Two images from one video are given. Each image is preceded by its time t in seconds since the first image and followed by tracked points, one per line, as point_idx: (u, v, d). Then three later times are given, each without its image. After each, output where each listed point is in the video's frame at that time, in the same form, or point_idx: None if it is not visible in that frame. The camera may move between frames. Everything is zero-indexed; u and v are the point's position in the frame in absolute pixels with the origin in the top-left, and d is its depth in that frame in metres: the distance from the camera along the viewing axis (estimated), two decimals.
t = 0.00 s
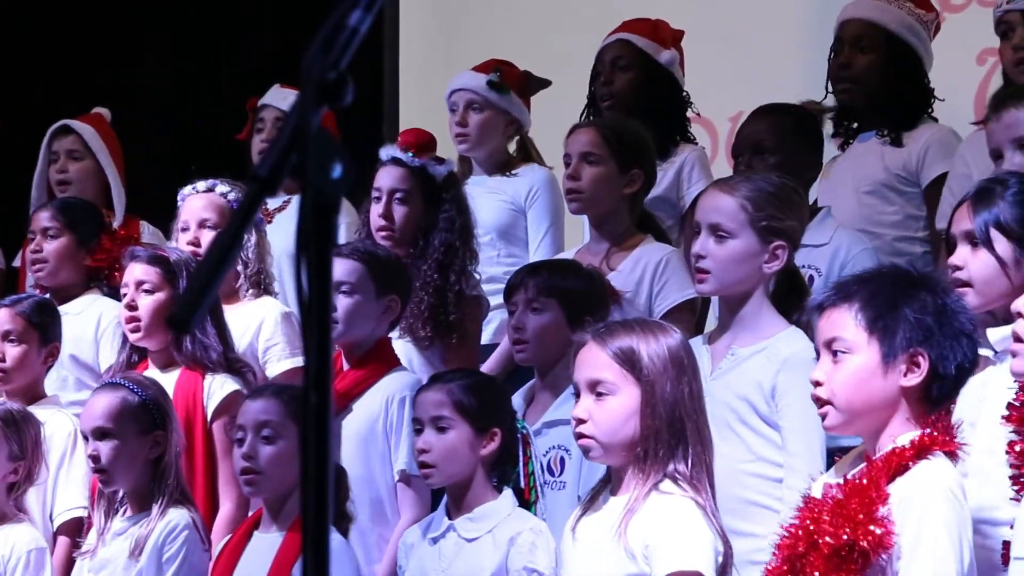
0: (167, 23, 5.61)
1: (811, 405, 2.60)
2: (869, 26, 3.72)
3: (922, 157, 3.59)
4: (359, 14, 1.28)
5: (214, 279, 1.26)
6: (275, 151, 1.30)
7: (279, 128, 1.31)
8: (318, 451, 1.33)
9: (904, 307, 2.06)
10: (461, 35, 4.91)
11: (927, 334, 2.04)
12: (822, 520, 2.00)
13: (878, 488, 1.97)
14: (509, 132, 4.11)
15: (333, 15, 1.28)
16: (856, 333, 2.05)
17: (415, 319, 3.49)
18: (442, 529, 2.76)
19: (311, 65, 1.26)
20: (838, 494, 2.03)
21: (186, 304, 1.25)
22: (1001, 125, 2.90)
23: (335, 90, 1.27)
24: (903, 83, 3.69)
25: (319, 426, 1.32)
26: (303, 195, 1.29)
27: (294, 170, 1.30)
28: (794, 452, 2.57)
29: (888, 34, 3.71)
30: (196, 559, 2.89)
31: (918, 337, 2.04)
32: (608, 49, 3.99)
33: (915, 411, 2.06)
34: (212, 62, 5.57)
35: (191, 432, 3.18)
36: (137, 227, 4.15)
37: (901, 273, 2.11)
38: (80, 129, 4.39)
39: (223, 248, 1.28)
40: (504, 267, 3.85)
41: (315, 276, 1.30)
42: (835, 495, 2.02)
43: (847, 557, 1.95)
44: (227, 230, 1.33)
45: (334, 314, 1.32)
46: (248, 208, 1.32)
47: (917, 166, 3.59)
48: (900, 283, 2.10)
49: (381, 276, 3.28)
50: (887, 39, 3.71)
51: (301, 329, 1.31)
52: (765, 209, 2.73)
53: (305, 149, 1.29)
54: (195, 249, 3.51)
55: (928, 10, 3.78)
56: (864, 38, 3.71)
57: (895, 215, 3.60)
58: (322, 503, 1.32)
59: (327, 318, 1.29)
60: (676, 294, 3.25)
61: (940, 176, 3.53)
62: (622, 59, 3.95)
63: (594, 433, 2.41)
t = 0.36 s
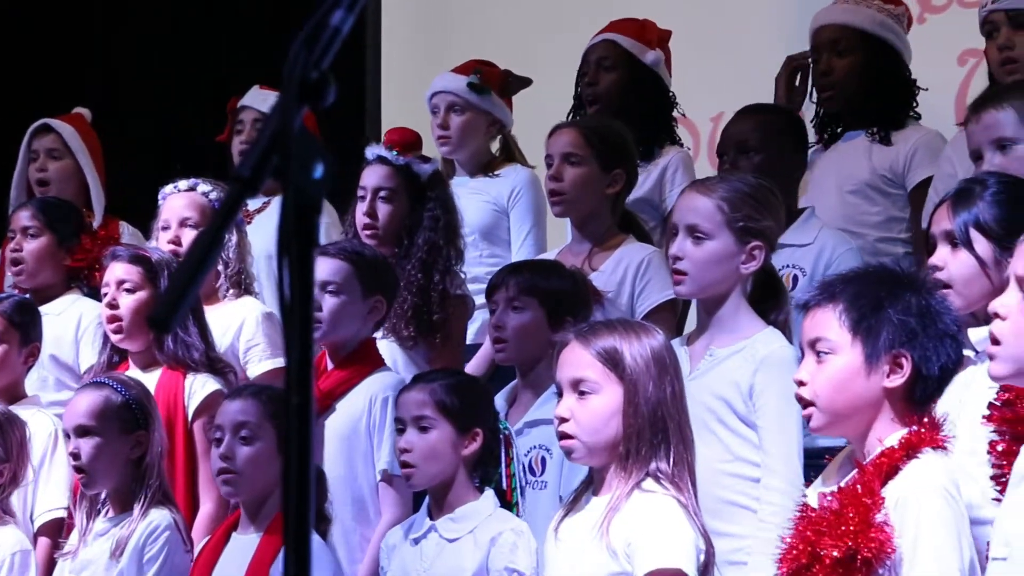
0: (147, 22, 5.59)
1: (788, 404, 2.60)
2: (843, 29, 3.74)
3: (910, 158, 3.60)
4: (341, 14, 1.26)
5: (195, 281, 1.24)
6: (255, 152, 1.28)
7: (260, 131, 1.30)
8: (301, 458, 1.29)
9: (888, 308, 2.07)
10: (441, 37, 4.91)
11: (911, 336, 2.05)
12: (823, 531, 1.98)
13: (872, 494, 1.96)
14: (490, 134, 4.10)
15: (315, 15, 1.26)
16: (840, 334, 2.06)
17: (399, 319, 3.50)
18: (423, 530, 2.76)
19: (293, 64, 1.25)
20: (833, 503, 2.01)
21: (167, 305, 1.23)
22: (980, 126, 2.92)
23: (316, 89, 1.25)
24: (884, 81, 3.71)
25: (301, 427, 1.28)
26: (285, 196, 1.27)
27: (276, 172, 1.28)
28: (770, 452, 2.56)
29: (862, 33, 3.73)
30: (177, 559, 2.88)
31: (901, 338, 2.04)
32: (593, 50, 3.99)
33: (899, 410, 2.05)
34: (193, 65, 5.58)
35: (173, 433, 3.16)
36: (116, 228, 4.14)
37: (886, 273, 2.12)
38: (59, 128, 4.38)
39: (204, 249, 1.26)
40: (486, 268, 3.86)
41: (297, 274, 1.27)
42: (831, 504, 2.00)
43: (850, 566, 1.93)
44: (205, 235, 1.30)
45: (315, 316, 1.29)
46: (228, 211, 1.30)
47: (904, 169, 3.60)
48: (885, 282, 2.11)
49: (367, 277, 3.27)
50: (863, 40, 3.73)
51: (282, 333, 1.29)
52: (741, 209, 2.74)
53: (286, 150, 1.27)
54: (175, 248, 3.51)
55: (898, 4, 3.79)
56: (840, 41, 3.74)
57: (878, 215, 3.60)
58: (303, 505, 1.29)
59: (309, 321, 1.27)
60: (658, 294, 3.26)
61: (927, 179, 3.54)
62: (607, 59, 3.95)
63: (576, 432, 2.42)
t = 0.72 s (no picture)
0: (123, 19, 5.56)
1: (766, 405, 2.61)
2: (820, 34, 3.72)
3: (889, 159, 3.61)
4: (322, 14, 1.24)
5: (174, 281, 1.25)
6: (237, 152, 1.28)
7: (244, 129, 1.29)
8: (281, 466, 1.27)
9: (877, 309, 2.06)
10: (422, 36, 4.92)
11: (899, 336, 2.03)
12: (803, 524, 1.98)
13: (856, 490, 1.96)
14: (472, 134, 4.10)
15: (297, 15, 1.24)
16: (829, 334, 2.06)
17: (389, 319, 3.48)
18: (406, 530, 2.75)
19: (274, 64, 1.23)
20: (816, 497, 2.01)
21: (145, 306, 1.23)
22: (961, 127, 2.92)
23: (297, 90, 1.24)
24: (863, 84, 3.71)
25: (281, 432, 1.27)
26: (265, 196, 1.25)
27: (258, 171, 1.27)
28: (749, 452, 2.57)
29: (839, 37, 3.72)
30: (157, 560, 2.88)
31: (889, 339, 2.03)
32: (576, 49, 3.99)
33: (888, 411, 2.05)
34: (168, 58, 5.54)
35: (156, 433, 3.16)
36: (95, 227, 4.13)
37: (876, 274, 2.10)
38: (36, 127, 4.37)
39: (184, 248, 1.26)
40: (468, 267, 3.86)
41: (277, 277, 1.25)
42: (814, 498, 2.00)
43: (829, 559, 1.94)
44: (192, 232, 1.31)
45: (297, 320, 1.27)
46: (212, 211, 1.30)
47: (883, 168, 3.61)
48: (868, 283, 2.10)
49: (348, 275, 3.27)
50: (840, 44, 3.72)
51: (265, 335, 1.27)
52: (719, 211, 2.77)
53: (268, 151, 1.26)
54: (155, 248, 3.51)
55: (876, 5, 3.80)
56: (818, 47, 3.72)
57: (857, 215, 3.62)
58: (283, 504, 1.27)
59: (289, 323, 1.24)
60: (638, 295, 3.27)
61: (907, 179, 3.56)
62: (589, 59, 3.94)
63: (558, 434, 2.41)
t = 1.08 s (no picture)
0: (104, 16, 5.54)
1: (746, 406, 2.61)
2: (805, 33, 3.74)
3: (870, 157, 3.61)
4: (306, 14, 1.26)
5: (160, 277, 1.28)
6: (221, 151, 1.31)
7: (227, 129, 1.32)
8: (264, 465, 1.31)
9: (854, 310, 2.06)
10: (406, 35, 4.92)
11: (875, 338, 2.04)
12: (772, 520, 1.98)
13: (827, 488, 1.96)
14: (455, 134, 4.10)
15: (280, 14, 1.26)
16: (806, 334, 2.05)
17: (387, 318, 3.46)
18: (389, 530, 2.75)
19: (257, 65, 1.26)
20: (788, 494, 2.02)
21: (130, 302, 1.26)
22: (945, 128, 2.92)
23: (280, 91, 1.27)
24: (848, 87, 3.71)
25: (266, 427, 1.31)
26: (249, 196, 1.28)
27: (240, 171, 1.31)
28: (730, 453, 2.57)
29: (824, 36, 3.72)
30: (140, 561, 2.87)
31: (866, 340, 2.03)
32: (554, 52, 4.00)
33: (863, 412, 2.05)
34: (152, 58, 5.54)
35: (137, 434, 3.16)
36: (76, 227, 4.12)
37: (852, 276, 2.11)
38: (17, 127, 4.35)
39: (170, 246, 1.30)
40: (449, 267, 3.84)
41: (260, 277, 1.29)
42: (785, 495, 2.01)
43: (795, 556, 1.93)
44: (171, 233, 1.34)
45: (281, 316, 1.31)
46: (192, 210, 1.33)
47: (865, 166, 3.61)
48: (845, 285, 2.10)
49: (332, 275, 3.27)
50: (825, 42, 3.72)
51: (247, 330, 1.30)
52: (703, 213, 2.77)
53: (251, 150, 1.29)
54: (138, 248, 3.50)
55: (860, 6, 3.80)
56: (805, 46, 3.73)
57: (840, 215, 3.62)
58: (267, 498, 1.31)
59: (273, 321, 1.29)
60: (621, 296, 3.26)
61: (889, 177, 3.55)
62: (567, 62, 3.95)
63: (544, 434, 2.38)
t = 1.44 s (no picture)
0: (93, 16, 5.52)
1: (726, 407, 2.61)
2: (797, 32, 3.72)
3: (855, 160, 3.61)
4: (290, 14, 1.24)
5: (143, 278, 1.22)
6: (203, 151, 1.27)
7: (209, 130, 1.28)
8: (248, 464, 1.29)
9: (831, 314, 2.05)
10: (394, 35, 4.92)
11: (852, 340, 2.04)
12: (749, 519, 1.98)
13: (806, 489, 1.95)
14: (438, 134, 4.12)
15: (263, 14, 1.24)
16: (783, 339, 2.05)
17: (381, 320, 3.45)
18: (371, 531, 2.75)
19: (240, 64, 1.23)
20: (766, 494, 2.02)
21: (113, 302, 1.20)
22: (930, 129, 2.91)
23: (265, 90, 1.23)
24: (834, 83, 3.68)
25: (248, 428, 1.28)
26: (231, 196, 1.25)
27: (223, 171, 1.27)
28: (710, 455, 2.57)
29: (817, 36, 3.71)
30: (124, 561, 2.86)
31: (843, 344, 2.03)
32: (534, 51, 3.99)
33: (842, 414, 2.04)
34: (141, 59, 5.55)
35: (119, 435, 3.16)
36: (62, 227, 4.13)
37: (825, 277, 2.11)
38: (3, 127, 4.35)
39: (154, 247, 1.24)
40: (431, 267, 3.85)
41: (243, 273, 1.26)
42: (763, 495, 2.01)
43: (773, 555, 1.93)
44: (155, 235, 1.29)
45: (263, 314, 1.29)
46: (176, 212, 1.28)
47: (850, 169, 3.62)
48: (824, 288, 2.10)
49: (317, 276, 3.27)
50: (817, 43, 3.71)
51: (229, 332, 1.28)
52: (686, 216, 2.77)
53: (234, 150, 1.27)
54: (122, 249, 3.51)
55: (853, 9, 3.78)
56: (795, 44, 3.71)
57: (823, 216, 3.64)
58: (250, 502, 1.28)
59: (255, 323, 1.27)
60: (602, 298, 3.25)
61: (872, 181, 3.56)
62: (545, 62, 3.95)
63: (530, 434, 2.37)
